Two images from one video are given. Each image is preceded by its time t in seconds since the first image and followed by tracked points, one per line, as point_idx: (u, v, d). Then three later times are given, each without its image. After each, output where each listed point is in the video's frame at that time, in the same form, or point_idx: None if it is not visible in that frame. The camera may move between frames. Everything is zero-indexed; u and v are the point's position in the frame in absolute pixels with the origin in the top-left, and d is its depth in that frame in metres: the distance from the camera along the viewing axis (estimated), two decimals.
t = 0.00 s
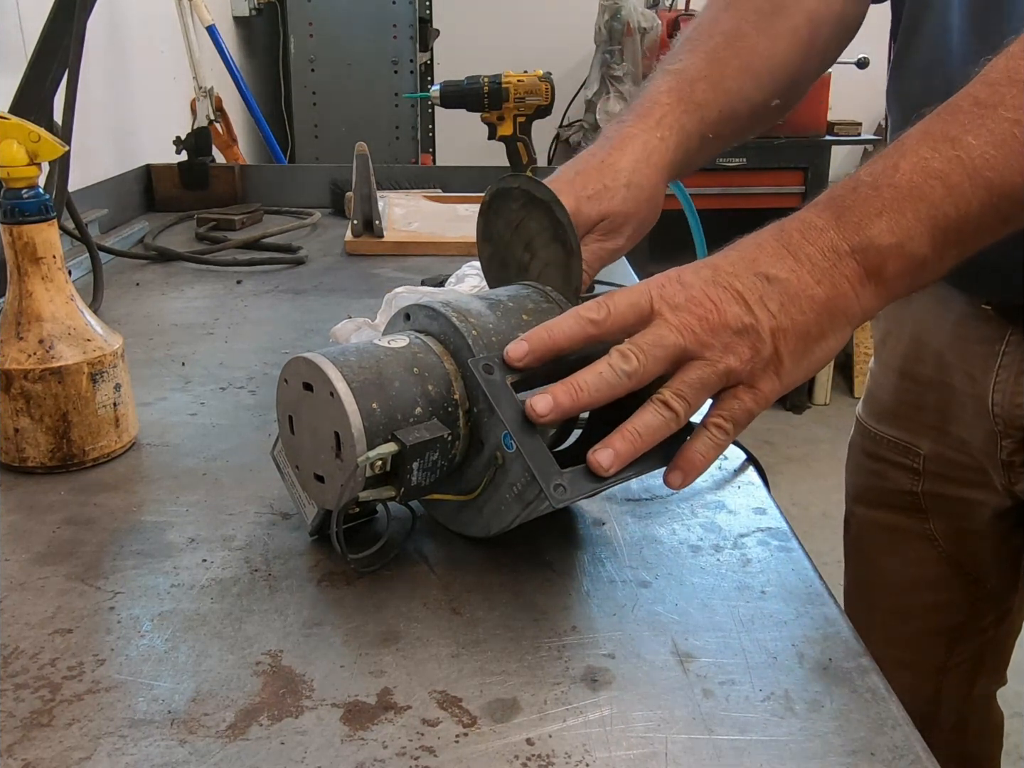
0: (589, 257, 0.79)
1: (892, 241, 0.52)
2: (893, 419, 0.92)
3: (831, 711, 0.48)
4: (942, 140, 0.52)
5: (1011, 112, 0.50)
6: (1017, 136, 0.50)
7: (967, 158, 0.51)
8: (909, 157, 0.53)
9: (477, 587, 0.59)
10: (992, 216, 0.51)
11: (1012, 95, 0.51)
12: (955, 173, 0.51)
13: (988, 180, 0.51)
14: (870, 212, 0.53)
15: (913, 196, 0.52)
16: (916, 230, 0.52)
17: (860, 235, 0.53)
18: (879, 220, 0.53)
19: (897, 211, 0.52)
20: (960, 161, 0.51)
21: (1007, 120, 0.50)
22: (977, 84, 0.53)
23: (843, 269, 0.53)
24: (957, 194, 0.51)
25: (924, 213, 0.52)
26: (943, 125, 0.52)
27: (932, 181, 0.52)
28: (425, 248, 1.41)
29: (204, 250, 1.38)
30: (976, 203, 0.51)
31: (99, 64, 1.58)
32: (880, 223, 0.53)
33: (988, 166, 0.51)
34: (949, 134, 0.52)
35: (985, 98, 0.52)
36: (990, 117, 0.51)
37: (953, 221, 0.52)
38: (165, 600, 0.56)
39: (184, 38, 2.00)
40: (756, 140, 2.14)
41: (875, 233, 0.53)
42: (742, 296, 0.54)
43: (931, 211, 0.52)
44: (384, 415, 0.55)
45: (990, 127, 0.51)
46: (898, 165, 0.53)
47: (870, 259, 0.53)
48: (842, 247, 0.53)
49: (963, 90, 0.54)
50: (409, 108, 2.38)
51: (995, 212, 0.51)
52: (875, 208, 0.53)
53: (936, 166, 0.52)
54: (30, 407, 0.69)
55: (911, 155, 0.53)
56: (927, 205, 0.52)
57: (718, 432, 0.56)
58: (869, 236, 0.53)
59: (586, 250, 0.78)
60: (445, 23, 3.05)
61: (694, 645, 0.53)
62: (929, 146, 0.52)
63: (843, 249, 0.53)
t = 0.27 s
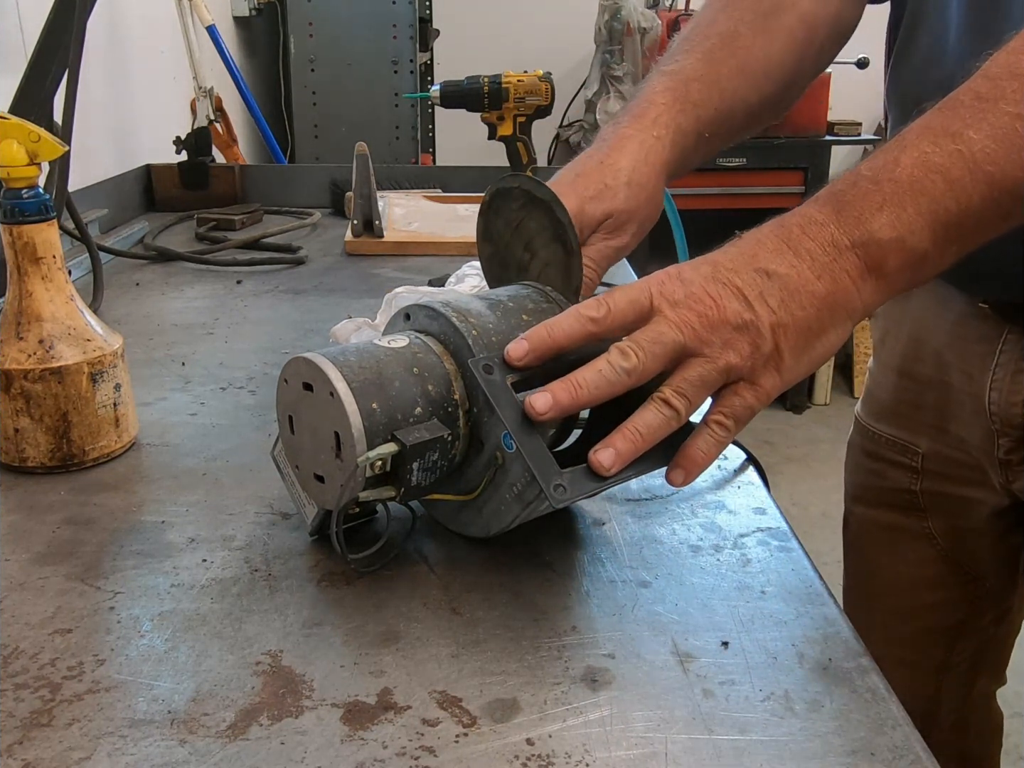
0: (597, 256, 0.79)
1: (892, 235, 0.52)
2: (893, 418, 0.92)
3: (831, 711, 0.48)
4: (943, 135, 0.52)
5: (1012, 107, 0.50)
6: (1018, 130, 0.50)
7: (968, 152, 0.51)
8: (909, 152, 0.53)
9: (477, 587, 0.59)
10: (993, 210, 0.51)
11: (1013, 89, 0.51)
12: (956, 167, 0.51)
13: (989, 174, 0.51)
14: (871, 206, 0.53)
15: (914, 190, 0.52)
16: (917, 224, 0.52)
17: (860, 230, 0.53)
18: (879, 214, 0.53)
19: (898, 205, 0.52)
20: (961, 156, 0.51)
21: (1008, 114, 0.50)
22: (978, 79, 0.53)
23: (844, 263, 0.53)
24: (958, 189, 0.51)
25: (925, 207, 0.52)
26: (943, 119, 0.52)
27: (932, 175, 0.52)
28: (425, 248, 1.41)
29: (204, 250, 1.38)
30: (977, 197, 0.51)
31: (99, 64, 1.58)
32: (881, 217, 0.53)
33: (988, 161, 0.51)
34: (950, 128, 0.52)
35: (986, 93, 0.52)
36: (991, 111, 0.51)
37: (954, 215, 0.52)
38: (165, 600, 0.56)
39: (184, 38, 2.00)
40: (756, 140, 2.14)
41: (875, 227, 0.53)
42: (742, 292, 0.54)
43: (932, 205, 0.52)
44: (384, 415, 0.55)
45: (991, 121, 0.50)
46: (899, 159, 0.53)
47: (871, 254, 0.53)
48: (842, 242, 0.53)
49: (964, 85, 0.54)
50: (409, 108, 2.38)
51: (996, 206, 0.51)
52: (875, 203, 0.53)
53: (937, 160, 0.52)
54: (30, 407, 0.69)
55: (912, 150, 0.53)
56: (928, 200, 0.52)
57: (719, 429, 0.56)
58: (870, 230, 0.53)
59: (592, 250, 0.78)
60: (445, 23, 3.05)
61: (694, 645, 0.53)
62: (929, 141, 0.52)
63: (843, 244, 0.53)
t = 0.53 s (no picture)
0: (609, 246, 0.79)
1: (894, 235, 0.52)
2: (893, 418, 0.92)
3: (831, 711, 0.48)
4: (945, 135, 0.52)
5: (1014, 108, 0.50)
6: (1020, 131, 0.50)
7: (970, 153, 0.51)
8: (911, 152, 0.53)
9: (477, 587, 0.59)
10: (994, 211, 0.52)
11: (1015, 90, 0.51)
12: (958, 168, 0.51)
13: (991, 175, 0.51)
14: (872, 207, 0.53)
15: (915, 191, 0.52)
16: (919, 225, 0.52)
17: (862, 230, 0.53)
18: (881, 214, 0.53)
19: (899, 206, 0.52)
20: (962, 157, 0.51)
21: (1010, 115, 0.50)
22: (980, 79, 0.53)
23: (845, 263, 0.53)
24: (960, 190, 0.51)
25: (926, 208, 0.52)
26: (945, 120, 0.52)
27: (934, 176, 0.52)
28: (425, 248, 1.41)
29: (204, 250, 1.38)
30: (979, 198, 0.51)
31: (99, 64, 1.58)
32: (883, 218, 0.53)
33: (991, 161, 0.51)
34: (952, 129, 0.52)
35: (988, 94, 0.52)
36: (993, 112, 0.51)
37: (956, 216, 0.52)
38: (165, 600, 0.56)
39: (184, 38, 2.00)
40: (756, 140, 2.14)
41: (877, 227, 0.53)
42: (743, 292, 0.54)
43: (934, 206, 0.52)
44: (384, 415, 0.55)
45: (994, 122, 0.51)
46: (901, 160, 0.53)
47: (873, 254, 0.53)
48: (844, 242, 0.53)
49: (967, 85, 0.54)
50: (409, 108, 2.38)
51: (997, 207, 0.51)
52: (877, 203, 0.53)
53: (939, 161, 0.52)
54: (30, 407, 0.69)
55: (914, 150, 0.53)
56: (929, 200, 0.52)
57: (719, 429, 0.56)
58: (871, 230, 0.53)
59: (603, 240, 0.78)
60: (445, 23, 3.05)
61: (694, 645, 0.53)
62: (932, 141, 0.52)
63: (844, 244, 0.53)
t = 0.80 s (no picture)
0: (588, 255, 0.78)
1: (892, 233, 0.52)
2: (894, 418, 0.92)
3: (831, 711, 0.48)
4: (943, 133, 0.52)
5: (1012, 106, 0.50)
6: (1018, 128, 0.50)
7: (968, 151, 0.51)
8: (909, 150, 0.53)
9: (477, 587, 0.59)
10: (993, 208, 0.51)
11: (1013, 88, 0.51)
12: (956, 165, 0.51)
13: (989, 173, 0.50)
14: (870, 205, 0.53)
15: (913, 188, 0.52)
16: (917, 222, 0.52)
17: (860, 228, 0.53)
18: (879, 212, 0.53)
19: (897, 204, 0.52)
20: (960, 154, 0.51)
21: (1007, 113, 0.50)
22: (979, 78, 0.53)
23: (844, 261, 0.53)
24: (958, 187, 0.51)
25: (924, 206, 0.52)
26: (944, 118, 0.52)
27: (932, 174, 0.52)
28: (425, 248, 1.41)
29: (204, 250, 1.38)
30: (977, 196, 0.51)
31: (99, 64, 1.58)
32: (881, 215, 0.52)
33: (988, 159, 0.50)
34: (950, 127, 0.52)
35: (986, 92, 0.52)
36: (992, 110, 0.51)
37: (954, 213, 0.52)
38: (165, 600, 0.56)
39: (184, 38, 2.00)
40: (756, 140, 2.14)
41: (875, 225, 0.53)
42: (742, 290, 0.54)
43: (932, 203, 0.52)
44: (385, 415, 0.55)
45: (991, 120, 0.50)
46: (899, 157, 0.53)
47: (871, 252, 0.53)
48: (842, 240, 0.53)
49: (966, 83, 0.54)
50: (409, 108, 2.38)
51: (996, 204, 0.51)
52: (875, 201, 0.53)
53: (936, 159, 0.52)
54: (30, 407, 0.69)
55: (912, 148, 0.53)
56: (928, 198, 0.52)
57: (719, 427, 0.56)
58: (870, 228, 0.53)
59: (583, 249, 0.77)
60: (445, 24, 3.05)
61: (694, 645, 0.53)
62: (930, 139, 0.52)
63: (843, 242, 0.53)
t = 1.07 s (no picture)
0: (626, 253, 0.77)
1: (900, 230, 0.52)
2: (894, 418, 0.92)
3: (831, 711, 0.48)
4: (952, 132, 0.52)
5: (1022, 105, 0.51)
6: None
7: (977, 149, 0.51)
8: (917, 148, 0.53)
9: (476, 587, 0.59)
10: (1002, 207, 0.52)
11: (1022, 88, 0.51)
12: (965, 164, 0.51)
13: (998, 172, 0.51)
14: (877, 202, 0.53)
15: (921, 186, 0.52)
16: (925, 220, 0.52)
17: (867, 225, 0.53)
18: (886, 210, 0.53)
19: (905, 201, 0.52)
20: (970, 153, 0.51)
21: (1017, 112, 0.51)
22: (988, 77, 0.54)
23: (850, 258, 0.53)
24: (966, 185, 0.51)
25: (933, 203, 0.52)
26: (953, 117, 0.53)
27: (941, 172, 0.52)
28: (425, 248, 1.41)
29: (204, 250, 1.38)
30: (986, 195, 0.51)
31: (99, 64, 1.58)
32: (888, 213, 0.52)
33: (998, 158, 0.51)
34: (959, 125, 0.52)
35: (995, 91, 0.52)
36: (1002, 109, 0.51)
37: (962, 212, 0.52)
38: (165, 600, 0.56)
39: (184, 38, 2.00)
40: (756, 141, 2.14)
41: (882, 222, 0.53)
42: (746, 287, 0.54)
43: (940, 201, 0.52)
44: (385, 415, 0.55)
45: (1001, 119, 0.51)
46: (907, 155, 0.53)
47: (878, 250, 0.53)
48: (849, 238, 0.53)
49: (975, 81, 0.54)
50: (409, 108, 2.38)
51: (1004, 203, 0.51)
52: (882, 199, 0.53)
53: (946, 157, 0.52)
54: (30, 407, 0.69)
55: (920, 146, 0.53)
56: (936, 195, 0.52)
57: (722, 426, 0.56)
58: (877, 225, 0.53)
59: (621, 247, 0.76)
60: (445, 24, 3.05)
61: (694, 645, 0.53)
62: (939, 138, 0.52)
63: (849, 239, 0.53)
